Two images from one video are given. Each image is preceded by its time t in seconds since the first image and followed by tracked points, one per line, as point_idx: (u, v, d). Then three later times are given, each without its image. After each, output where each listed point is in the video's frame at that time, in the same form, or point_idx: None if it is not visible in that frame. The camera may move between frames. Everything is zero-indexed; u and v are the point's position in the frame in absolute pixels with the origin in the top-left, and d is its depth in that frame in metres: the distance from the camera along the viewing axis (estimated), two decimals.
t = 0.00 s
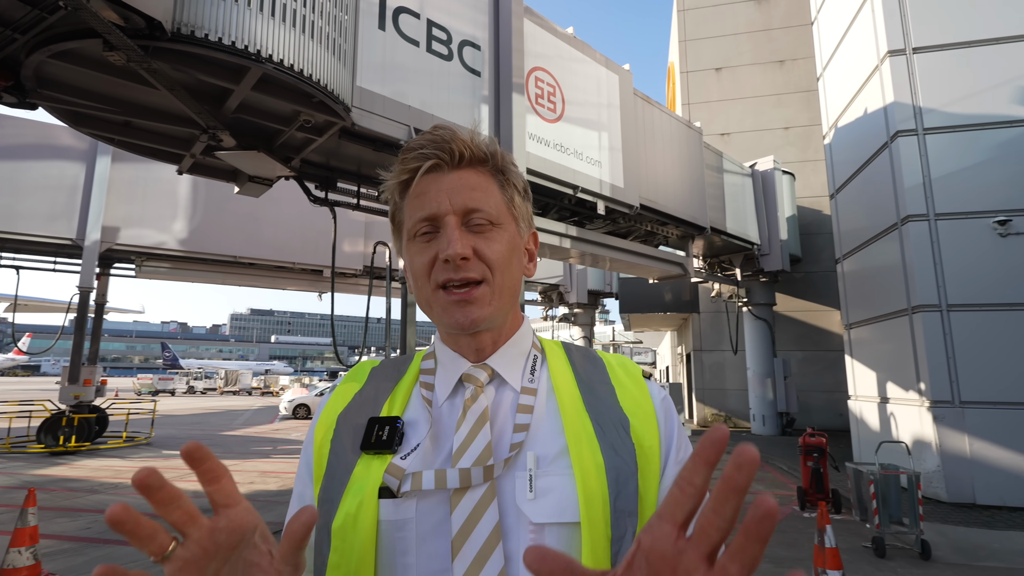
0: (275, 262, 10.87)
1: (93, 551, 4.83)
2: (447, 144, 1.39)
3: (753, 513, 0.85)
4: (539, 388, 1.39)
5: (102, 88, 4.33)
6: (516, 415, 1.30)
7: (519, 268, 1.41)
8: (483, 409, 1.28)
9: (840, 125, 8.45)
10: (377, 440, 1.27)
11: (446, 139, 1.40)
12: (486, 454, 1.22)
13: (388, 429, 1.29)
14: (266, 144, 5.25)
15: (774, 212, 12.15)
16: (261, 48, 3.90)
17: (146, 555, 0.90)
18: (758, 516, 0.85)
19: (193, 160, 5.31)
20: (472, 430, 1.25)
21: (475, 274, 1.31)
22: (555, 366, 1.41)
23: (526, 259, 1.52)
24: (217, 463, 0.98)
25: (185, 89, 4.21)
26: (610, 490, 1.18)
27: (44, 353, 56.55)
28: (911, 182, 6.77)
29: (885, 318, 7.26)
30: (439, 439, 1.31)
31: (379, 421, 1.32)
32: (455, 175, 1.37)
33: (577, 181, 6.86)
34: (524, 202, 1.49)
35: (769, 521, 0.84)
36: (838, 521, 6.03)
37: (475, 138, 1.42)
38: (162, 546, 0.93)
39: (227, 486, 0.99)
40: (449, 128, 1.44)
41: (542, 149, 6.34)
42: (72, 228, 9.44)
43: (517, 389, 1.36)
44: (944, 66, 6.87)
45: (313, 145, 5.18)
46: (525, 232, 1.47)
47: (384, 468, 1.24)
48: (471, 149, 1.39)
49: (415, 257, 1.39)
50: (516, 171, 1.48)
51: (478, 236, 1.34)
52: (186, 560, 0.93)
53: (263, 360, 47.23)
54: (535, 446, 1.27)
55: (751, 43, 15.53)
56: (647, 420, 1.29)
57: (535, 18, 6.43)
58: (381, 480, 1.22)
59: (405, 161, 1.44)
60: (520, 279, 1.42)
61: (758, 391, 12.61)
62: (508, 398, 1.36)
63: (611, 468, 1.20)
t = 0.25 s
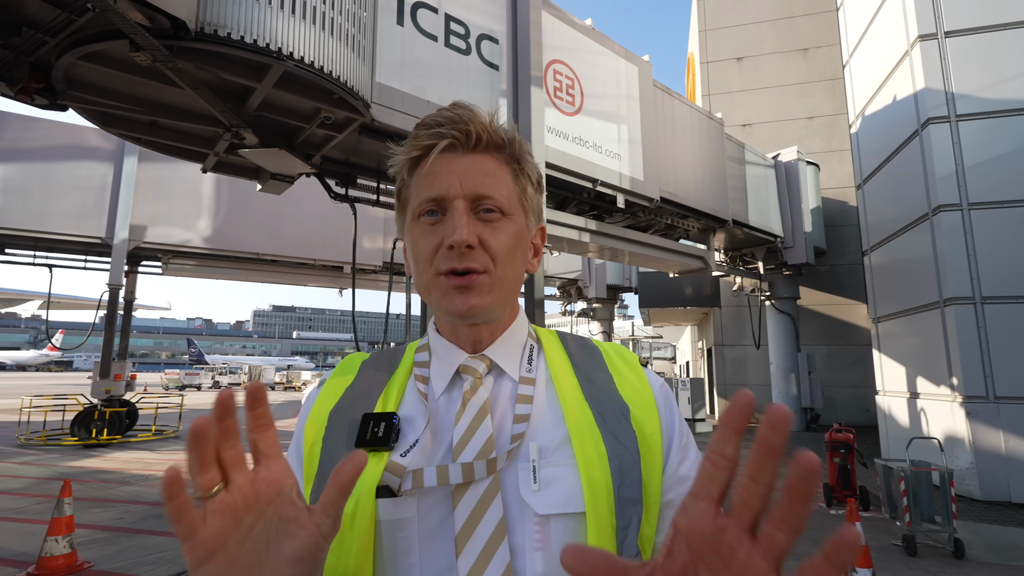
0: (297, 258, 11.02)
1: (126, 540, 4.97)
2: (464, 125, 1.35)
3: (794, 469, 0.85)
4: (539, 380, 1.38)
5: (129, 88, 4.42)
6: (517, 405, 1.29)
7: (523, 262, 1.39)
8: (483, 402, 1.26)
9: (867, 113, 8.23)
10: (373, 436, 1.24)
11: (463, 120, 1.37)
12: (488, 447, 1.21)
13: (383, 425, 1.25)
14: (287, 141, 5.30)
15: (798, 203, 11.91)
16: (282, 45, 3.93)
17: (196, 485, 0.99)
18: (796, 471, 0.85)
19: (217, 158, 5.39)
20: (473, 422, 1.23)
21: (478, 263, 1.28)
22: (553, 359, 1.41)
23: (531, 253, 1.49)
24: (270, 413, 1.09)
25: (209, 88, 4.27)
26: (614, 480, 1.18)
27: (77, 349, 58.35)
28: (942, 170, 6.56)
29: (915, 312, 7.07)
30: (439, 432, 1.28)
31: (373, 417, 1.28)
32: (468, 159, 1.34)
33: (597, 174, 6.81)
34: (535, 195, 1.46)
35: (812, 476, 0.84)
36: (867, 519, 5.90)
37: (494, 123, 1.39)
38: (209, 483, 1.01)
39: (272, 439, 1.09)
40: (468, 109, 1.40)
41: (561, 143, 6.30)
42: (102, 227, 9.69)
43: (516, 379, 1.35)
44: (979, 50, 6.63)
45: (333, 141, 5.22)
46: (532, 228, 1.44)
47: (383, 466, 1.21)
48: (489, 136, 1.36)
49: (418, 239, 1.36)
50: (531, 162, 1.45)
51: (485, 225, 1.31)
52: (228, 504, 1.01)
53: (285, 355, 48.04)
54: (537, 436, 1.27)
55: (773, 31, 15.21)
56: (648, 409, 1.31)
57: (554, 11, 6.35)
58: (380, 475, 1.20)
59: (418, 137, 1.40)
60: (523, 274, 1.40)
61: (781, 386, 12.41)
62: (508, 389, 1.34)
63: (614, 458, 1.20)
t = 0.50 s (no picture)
0: (312, 253, 11.11)
1: (150, 528, 5.09)
2: (478, 91, 1.37)
3: (770, 414, 0.94)
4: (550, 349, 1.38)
5: (147, 85, 4.48)
6: (526, 372, 1.28)
7: (537, 226, 1.39)
8: (493, 365, 1.24)
9: (888, 100, 8.04)
10: (384, 397, 1.24)
11: (477, 88, 1.38)
12: (495, 409, 1.20)
13: (393, 385, 1.24)
14: (302, 136, 5.32)
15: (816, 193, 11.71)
16: (296, 40, 3.94)
17: (247, 423, 1.01)
18: (777, 416, 0.93)
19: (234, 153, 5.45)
20: (482, 384, 1.22)
21: (493, 222, 1.28)
22: (565, 329, 1.40)
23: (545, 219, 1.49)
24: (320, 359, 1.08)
25: (224, 84, 4.31)
26: (620, 446, 1.18)
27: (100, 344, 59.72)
28: (967, 157, 6.40)
29: (937, 302, 6.93)
30: (449, 396, 1.29)
31: (385, 378, 1.27)
32: (482, 124, 1.35)
33: (611, 165, 6.76)
34: (548, 161, 1.46)
35: (787, 420, 0.93)
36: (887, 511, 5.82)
37: (507, 91, 1.41)
38: (264, 420, 1.04)
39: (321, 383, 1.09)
40: (481, 77, 1.42)
41: (574, 134, 6.26)
42: (122, 224, 9.87)
43: (527, 347, 1.34)
44: (1006, 33, 6.43)
45: (347, 135, 5.24)
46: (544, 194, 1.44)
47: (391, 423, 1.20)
48: (503, 101, 1.37)
49: (435, 203, 1.35)
50: (544, 131, 1.46)
51: (500, 186, 1.31)
52: (279, 441, 1.05)
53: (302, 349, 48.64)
54: (546, 401, 1.26)
55: (791, 17, 14.90)
56: (660, 383, 1.30)
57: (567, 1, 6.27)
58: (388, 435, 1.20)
59: (433, 107, 1.41)
60: (537, 237, 1.40)
61: (798, 378, 12.28)
62: (518, 355, 1.34)
63: (622, 425, 1.20)
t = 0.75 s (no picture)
0: (324, 246, 11.19)
1: (170, 515, 5.19)
2: (490, 87, 1.29)
3: (747, 387, 0.94)
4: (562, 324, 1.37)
5: (162, 80, 4.54)
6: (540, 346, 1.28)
7: (552, 217, 1.37)
8: (509, 340, 1.25)
9: (907, 86, 7.87)
10: (406, 371, 1.28)
11: (487, 83, 1.30)
12: (510, 382, 1.20)
13: (416, 361, 1.29)
14: (314, 129, 5.35)
15: (832, 183, 11.53)
16: (308, 32, 3.95)
17: (272, 447, 1.01)
18: (753, 391, 0.93)
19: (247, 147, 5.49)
20: (498, 357, 1.23)
21: (512, 227, 1.27)
22: (579, 306, 1.39)
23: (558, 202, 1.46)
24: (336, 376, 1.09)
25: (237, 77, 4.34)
26: (630, 415, 1.19)
27: (119, 338, 60.77)
28: (989, 143, 6.25)
29: (956, 292, 6.81)
30: (467, 371, 1.30)
31: (408, 354, 1.31)
32: (495, 122, 1.29)
33: (623, 156, 6.71)
34: (560, 145, 1.41)
35: (764, 395, 0.93)
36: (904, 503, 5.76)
37: (517, 80, 1.33)
38: (284, 443, 1.04)
39: (338, 401, 1.10)
40: (490, 68, 1.33)
41: (586, 124, 6.22)
42: (139, 218, 10.01)
43: (540, 323, 1.34)
44: None
45: (359, 127, 5.26)
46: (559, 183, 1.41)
47: (413, 394, 1.24)
48: (514, 95, 1.30)
49: (452, 205, 1.32)
50: (555, 114, 1.40)
51: (517, 189, 1.28)
52: (304, 461, 1.03)
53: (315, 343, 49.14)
54: (558, 372, 1.26)
55: (807, 4, 14.62)
56: (669, 353, 1.28)
57: None
58: (409, 407, 1.23)
59: (441, 101, 1.34)
60: (552, 227, 1.39)
61: (813, 370, 12.15)
62: (533, 331, 1.34)
63: (632, 395, 1.20)
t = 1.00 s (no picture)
0: (335, 241, 11.25)
1: (185, 506, 5.27)
2: (498, 79, 1.27)
3: (767, 401, 0.92)
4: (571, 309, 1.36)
5: (176, 76, 4.58)
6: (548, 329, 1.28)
7: (562, 205, 1.36)
8: (518, 325, 1.26)
9: (925, 78, 7.73)
10: (420, 354, 1.28)
11: (494, 75, 1.28)
12: (518, 364, 1.21)
13: (429, 344, 1.28)
14: (325, 124, 5.38)
15: (846, 177, 11.37)
16: (319, 25, 3.96)
17: (292, 446, 0.98)
18: (771, 406, 0.92)
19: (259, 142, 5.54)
20: (507, 342, 1.24)
21: (524, 219, 1.26)
22: (587, 291, 1.37)
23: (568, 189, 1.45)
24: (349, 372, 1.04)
25: (250, 71, 4.38)
26: (635, 398, 1.18)
27: (134, 333, 61.71)
28: (1009, 136, 6.11)
29: (973, 288, 6.69)
30: (477, 356, 1.30)
31: (421, 338, 1.31)
32: (504, 114, 1.28)
33: (634, 150, 6.67)
34: (568, 132, 1.40)
35: (783, 409, 0.90)
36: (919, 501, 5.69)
37: (524, 70, 1.31)
38: (301, 441, 1.00)
39: (351, 396, 1.06)
40: (496, 58, 1.31)
41: (597, 118, 6.18)
42: (153, 214, 10.13)
43: (549, 307, 1.34)
44: None
45: (370, 122, 5.27)
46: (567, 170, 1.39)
47: (424, 376, 1.25)
48: (521, 85, 1.28)
49: (463, 198, 1.32)
50: (563, 101, 1.38)
51: (527, 181, 1.27)
52: (321, 457, 1.02)
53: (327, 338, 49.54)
54: (566, 354, 1.26)
55: None
56: (676, 337, 1.27)
57: None
58: (422, 389, 1.23)
59: (449, 95, 1.32)
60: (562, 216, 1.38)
61: (826, 367, 12.03)
62: (541, 316, 1.34)
63: (638, 379, 1.19)
